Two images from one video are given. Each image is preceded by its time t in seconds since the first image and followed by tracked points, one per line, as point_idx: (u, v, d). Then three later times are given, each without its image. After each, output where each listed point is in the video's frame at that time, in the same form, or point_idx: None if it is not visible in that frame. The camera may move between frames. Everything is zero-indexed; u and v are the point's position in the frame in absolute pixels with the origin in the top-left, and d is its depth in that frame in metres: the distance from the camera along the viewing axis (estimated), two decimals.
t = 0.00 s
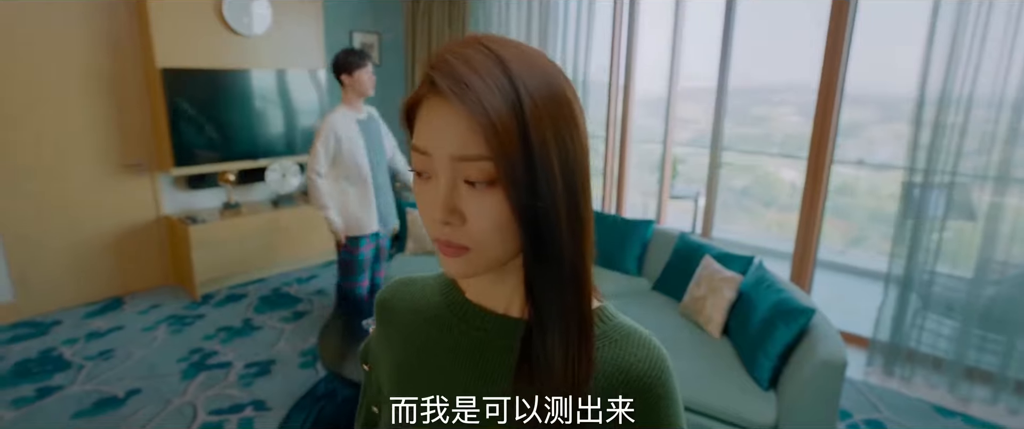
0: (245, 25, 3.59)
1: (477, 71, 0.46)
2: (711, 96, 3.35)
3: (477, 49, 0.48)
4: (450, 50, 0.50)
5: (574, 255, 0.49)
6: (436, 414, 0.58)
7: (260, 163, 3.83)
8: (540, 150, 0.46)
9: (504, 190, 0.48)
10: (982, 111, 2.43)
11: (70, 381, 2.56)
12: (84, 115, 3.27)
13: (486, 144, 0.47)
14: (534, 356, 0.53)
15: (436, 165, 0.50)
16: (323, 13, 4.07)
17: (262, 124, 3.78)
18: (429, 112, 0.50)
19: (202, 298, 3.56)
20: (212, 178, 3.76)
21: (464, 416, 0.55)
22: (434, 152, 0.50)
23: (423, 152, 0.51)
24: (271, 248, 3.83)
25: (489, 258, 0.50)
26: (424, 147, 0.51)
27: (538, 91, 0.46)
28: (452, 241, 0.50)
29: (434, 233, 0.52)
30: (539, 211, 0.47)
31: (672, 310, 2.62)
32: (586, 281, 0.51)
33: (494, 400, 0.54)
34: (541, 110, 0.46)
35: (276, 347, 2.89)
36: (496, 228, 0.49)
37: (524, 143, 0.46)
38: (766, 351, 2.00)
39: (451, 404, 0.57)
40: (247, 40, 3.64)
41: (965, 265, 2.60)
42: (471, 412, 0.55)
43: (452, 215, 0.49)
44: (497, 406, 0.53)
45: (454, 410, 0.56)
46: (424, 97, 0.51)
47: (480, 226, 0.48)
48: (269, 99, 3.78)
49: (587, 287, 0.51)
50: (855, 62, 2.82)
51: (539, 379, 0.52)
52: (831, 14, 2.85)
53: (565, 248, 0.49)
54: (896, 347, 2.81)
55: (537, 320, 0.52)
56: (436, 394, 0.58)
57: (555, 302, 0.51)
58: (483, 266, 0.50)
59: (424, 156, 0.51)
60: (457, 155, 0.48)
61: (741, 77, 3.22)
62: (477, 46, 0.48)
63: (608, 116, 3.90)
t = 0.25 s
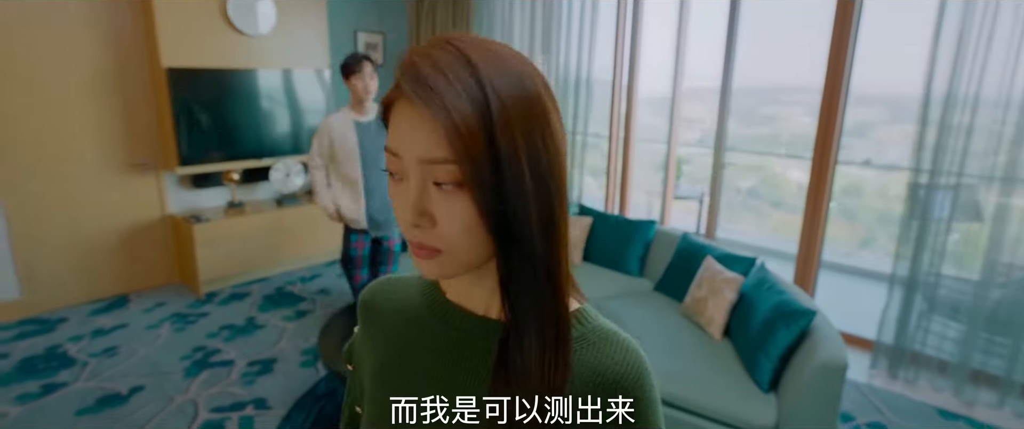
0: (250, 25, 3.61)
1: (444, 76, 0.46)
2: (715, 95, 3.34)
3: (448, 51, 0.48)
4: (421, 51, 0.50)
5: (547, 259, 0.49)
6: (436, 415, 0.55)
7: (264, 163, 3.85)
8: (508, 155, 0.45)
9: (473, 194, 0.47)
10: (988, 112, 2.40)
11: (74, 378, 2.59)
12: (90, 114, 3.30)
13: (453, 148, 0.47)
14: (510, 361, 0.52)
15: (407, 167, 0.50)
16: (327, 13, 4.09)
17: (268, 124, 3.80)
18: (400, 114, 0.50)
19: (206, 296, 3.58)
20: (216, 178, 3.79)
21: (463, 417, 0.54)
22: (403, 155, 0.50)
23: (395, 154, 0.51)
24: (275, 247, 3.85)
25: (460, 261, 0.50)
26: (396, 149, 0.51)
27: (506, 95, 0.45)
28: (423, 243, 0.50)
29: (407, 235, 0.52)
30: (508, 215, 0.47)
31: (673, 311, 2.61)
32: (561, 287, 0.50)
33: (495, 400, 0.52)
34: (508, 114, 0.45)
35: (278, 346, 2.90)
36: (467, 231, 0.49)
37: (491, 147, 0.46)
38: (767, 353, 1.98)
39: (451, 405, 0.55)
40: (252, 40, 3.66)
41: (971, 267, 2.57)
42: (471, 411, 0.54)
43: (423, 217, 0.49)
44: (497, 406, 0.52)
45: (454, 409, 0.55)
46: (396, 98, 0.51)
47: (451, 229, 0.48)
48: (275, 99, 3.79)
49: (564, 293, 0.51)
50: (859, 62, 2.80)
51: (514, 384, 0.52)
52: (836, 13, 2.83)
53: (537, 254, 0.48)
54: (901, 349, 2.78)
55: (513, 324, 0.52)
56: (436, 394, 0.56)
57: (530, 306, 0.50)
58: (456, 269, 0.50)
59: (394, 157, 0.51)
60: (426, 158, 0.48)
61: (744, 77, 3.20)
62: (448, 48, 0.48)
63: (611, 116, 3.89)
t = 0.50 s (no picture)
0: (254, 25, 3.63)
1: (395, 76, 0.46)
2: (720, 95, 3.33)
3: (408, 52, 0.47)
4: (383, 52, 0.49)
5: (506, 264, 0.46)
6: (436, 415, 0.54)
7: (268, 162, 3.86)
8: (458, 156, 0.44)
9: (427, 196, 0.46)
10: (995, 113, 2.37)
11: (78, 375, 2.61)
12: (97, 113, 3.33)
13: (405, 149, 0.46)
14: (478, 364, 0.52)
15: (367, 169, 0.49)
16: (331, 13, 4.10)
17: (275, 124, 3.82)
18: (360, 115, 0.50)
19: (210, 294, 3.61)
20: (221, 177, 3.81)
21: (463, 417, 0.52)
22: (363, 156, 0.49)
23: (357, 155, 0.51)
24: (279, 246, 3.87)
25: (419, 263, 0.50)
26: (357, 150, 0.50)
27: (455, 94, 0.44)
28: (382, 245, 0.49)
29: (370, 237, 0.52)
30: (463, 218, 0.46)
31: (674, 312, 2.59)
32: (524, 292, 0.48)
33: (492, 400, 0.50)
34: (456, 113, 0.44)
35: (280, 344, 2.92)
36: (425, 233, 0.48)
37: (441, 148, 0.45)
38: (766, 354, 1.97)
39: (451, 404, 0.53)
40: (257, 39, 3.68)
41: (977, 269, 2.54)
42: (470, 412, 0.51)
43: (380, 218, 0.48)
44: (497, 406, 0.50)
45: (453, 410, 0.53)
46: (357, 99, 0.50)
47: (409, 232, 0.48)
48: (282, 99, 3.82)
49: (528, 298, 0.49)
50: (864, 62, 2.78)
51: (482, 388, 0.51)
52: (841, 13, 2.81)
53: (494, 261, 0.46)
54: (905, 352, 2.75)
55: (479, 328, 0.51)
56: (436, 393, 0.54)
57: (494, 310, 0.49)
58: (414, 272, 0.50)
59: (356, 161, 0.51)
60: (380, 160, 0.48)
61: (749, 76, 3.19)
62: (409, 49, 0.47)
63: (615, 116, 3.88)
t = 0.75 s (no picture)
0: (258, 25, 3.65)
1: (353, 74, 0.45)
2: (723, 94, 3.32)
3: (370, 51, 0.46)
4: (348, 52, 0.48)
5: (469, 265, 0.46)
6: (436, 415, 0.52)
7: (272, 161, 3.88)
8: (415, 155, 0.43)
9: (387, 195, 0.46)
10: (1000, 113, 2.35)
11: (82, 371, 2.63)
12: (102, 112, 3.36)
13: (364, 148, 0.46)
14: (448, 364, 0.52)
15: (333, 169, 0.49)
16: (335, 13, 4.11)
17: (280, 122, 3.84)
18: (325, 114, 0.49)
19: (214, 292, 3.63)
20: (225, 175, 3.83)
21: (463, 417, 0.50)
22: (330, 156, 0.49)
23: (325, 154, 0.51)
24: (282, 245, 3.88)
25: (384, 262, 0.50)
26: (324, 149, 0.50)
27: (412, 93, 0.43)
28: (351, 245, 0.50)
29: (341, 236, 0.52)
30: (423, 218, 0.45)
31: (675, 312, 2.58)
32: (490, 293, 0.48)
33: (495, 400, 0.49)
34: (413, 112, 0.43)
35: (281, 342, 2.93)
36: (390, 234, 0.48)
37: (401, 148, 0.44)
38: (766, 356, 1.96)
39: (451, 404, 0.51)
40: (260, 39, 3.69)
41: (982, 270, 2.51)
42: (468, 412, 0.50)
43: (345, 217, 0.49)
44: (497, 406, 0.49)
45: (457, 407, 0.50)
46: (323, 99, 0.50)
47: (375, 232, 0.48)
48: (287, 98, 3.84)
49: (496, 299, 0.48)
50: (868, 62, 2.76)
51: (452, 386, 0.51)
52: (844, 13, 2.78)
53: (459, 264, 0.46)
54: (909, 354, 2.73)
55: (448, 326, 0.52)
56: (437, 393, 0.52)
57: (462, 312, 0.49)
58: (382, 270, 0.50)
59: (325, 160, 0.51)
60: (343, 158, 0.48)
61: (753, 76, 3.17)
62: (371, 49, 0.46)
63: (617, 115, 3.88)
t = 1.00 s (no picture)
0: (263, 25, 3.67)
1: (316, 74, 0.46)
2: (727, 94, 3.30)
3: (336, 53, 0.47)
4: (315, 53, 0.49)
5: (434, 264, 0.45)
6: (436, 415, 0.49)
7: (276, 160, 3.90)
8: (376, 153, 0.44)
9: (350, 194, 0.46)
10: (1006, 113, 2.32)
11: (86, 368, 2.66)
12: (108, 111, 3.38)
13: (326, 147, 0.46)
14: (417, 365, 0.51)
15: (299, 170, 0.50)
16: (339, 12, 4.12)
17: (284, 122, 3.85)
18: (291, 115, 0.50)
19: (217, 290, 3.65)
20: (228, 175, 3.85)
21: (464, 418, 0.49)
22: (296, 157, 0.50)
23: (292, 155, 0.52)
24: (285, 244, 3.90)
25: (355, 260, 0.51)
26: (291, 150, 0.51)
27: (374, 93, 0.44)
28: (320, 243, 0.51)
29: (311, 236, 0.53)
30: (385, 217, 0.45)
31: (676, 313, 2.57)
32: (456, 295, 0.47)
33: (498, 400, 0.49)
34: (374, 111, 0.44)
35: (283, 340, 2.95)
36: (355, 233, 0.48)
37: (362, 148, 0.44)
38: (766, 357, 1.94)
39: (451, 404, 0.49)
40: (265, 39, 3.71)
41: (987, 272, 2.49)
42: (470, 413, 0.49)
43: (312, 217, 0.50)
44: (497, 406, 0.49)
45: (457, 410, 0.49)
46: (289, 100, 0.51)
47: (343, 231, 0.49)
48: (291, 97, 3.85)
49: (465, 299, 0.47)
50: (872, 62, 2.74)
51: (421, 387, 0.50)
52: (849, 14, 2.77)
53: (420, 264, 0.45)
54: (913, 356, 2.71)
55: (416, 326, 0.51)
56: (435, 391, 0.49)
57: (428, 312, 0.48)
58: (352, 267, 0.51)
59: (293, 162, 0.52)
60: (307, 159, 0.48)
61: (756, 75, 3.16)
62: (337, 50, 0.47)
63: (620, 115, 3.87)
